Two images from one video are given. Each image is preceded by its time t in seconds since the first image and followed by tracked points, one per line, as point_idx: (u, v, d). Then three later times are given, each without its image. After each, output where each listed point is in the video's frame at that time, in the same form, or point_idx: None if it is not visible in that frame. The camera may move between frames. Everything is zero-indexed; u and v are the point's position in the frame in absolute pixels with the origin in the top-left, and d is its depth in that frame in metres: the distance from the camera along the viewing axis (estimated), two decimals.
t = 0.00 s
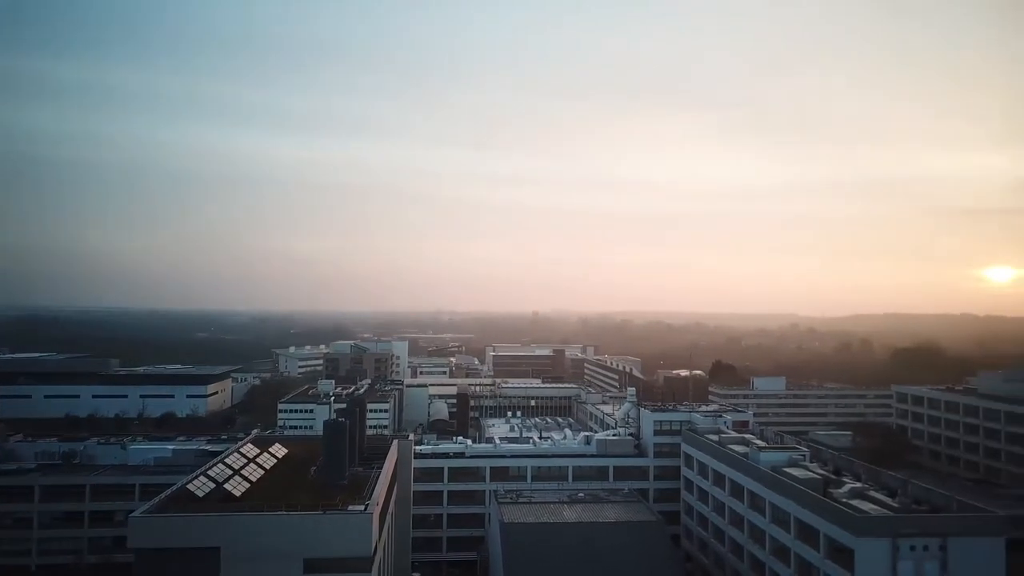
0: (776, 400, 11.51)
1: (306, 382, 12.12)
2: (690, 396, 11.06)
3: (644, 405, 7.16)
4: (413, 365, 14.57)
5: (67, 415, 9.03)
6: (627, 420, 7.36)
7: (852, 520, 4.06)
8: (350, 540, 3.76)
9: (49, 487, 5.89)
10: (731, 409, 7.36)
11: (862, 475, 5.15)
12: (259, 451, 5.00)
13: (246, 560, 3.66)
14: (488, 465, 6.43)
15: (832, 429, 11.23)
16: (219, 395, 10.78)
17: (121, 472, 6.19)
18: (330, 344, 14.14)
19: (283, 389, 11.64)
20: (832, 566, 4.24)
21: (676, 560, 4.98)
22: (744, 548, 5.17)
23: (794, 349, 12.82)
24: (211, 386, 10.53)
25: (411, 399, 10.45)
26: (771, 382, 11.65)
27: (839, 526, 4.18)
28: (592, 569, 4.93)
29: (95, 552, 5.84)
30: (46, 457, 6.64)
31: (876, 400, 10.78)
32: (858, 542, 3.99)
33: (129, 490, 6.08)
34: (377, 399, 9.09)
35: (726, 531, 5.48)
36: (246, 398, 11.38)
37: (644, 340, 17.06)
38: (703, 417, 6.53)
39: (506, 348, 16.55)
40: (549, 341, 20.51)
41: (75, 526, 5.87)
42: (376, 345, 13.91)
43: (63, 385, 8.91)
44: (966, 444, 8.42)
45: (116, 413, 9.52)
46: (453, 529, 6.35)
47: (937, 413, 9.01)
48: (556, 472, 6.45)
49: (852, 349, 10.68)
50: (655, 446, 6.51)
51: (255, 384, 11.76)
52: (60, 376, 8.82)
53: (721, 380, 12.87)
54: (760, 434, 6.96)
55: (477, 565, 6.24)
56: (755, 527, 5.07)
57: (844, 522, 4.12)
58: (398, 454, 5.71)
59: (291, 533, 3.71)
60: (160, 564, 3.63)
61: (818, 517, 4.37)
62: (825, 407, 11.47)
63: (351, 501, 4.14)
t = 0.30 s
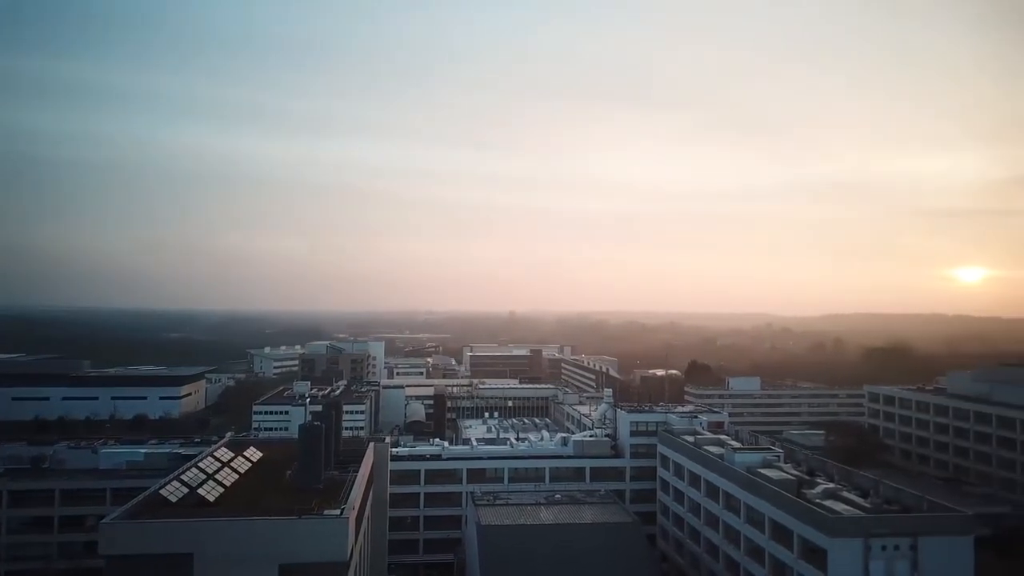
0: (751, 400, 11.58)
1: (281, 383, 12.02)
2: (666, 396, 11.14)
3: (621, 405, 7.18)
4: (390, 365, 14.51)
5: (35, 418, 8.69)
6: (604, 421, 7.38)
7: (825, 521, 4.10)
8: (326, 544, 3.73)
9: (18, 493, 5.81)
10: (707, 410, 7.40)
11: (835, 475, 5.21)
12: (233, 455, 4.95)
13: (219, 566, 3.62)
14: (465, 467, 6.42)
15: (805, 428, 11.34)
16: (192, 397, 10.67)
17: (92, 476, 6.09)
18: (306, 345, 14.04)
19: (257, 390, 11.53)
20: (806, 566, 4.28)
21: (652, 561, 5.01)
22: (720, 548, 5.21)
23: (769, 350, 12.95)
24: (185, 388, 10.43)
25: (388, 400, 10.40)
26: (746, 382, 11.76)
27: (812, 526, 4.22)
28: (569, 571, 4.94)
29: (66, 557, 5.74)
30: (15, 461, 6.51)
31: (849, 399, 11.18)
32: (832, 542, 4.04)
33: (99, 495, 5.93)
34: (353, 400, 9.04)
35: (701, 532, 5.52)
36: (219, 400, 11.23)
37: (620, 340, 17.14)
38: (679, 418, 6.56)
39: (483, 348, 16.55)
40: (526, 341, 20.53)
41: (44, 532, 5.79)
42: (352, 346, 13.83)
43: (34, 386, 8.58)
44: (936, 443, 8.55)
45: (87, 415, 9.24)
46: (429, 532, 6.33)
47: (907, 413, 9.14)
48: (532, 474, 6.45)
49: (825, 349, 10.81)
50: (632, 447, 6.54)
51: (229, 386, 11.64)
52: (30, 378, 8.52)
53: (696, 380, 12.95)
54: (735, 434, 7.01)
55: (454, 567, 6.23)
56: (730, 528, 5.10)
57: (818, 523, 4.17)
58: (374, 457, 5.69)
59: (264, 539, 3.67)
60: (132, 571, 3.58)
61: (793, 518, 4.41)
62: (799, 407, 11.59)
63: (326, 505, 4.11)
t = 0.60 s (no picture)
0: (726, 400, 11.67)
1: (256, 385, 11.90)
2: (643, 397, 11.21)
3: (597, 407, 7.21)
4: (366, 366, 14.44)
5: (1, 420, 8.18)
6: (581, 422, 7.39)
7: (798, 522, 4.14)
8: (301, 550, 3.71)
9: None
10: (683, 410, 7.45)
11: (809, 476, 5.27)
12: (207, 459, 4.90)
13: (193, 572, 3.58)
14: (442, 469, 6.40)
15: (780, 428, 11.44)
16: (165, 399, 10.46)
17: (63, 480, 6.00)
18: (282, 345, 13.94)
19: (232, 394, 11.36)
20: (780, 566, 4.32)
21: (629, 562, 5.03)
22: (695, 549, 5.24)
23: (744, 350, 13.07)
24: (158, 390, 10.21)
25: (364, 401, 10.35)
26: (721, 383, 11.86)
27: (785, 527, 4.26)
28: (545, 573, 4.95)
29: (34, 565, 5.58)
30: None
31: (822, 398, 11.39)
32: (804, 543, 4.08)
33: (70, 501, 5.90)
34: (329, 402, 8.99)
35: (677, 532, 5.55)
36: (193, 402, 11.01)
37: (598, 340, 17.21)
38: (655, 419, 6.59)
39: (460, 348, 16.53)
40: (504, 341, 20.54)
41: (13, 538, 5.67)
42: (329, 346, 13.75)
43: None
44: (907, 442, 8.68)
45: (57, 417, 8.80)
46: (406, 534, 6.31)
47: (879, 412, 9.25)
48: (509, 475, 6.46)
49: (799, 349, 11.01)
50: (608, 448, 6.57)
51: (204, 387, 11.48)
52: None
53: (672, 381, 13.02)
54: (710, 435, 7.05)
55: (430, 569, 6.22)
56: (706, 529, 5.14)
57: (791, 524, 4.21)
58: (350, 460, 5.67)
59: (239, 544, 3.64)
60: None
61: (767, 519, 4.45)
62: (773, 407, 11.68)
63: (302, 510, 4.08)
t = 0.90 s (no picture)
0: (700, 400, 11.74)
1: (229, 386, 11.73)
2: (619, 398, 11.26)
3: (574, 407, 7.22)
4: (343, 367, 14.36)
5: None
6: (557, 423, 7.41)
7: (771, 523, 4.18)
8: (276, 555, 3.67)
9: None
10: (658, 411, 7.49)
11: (782, 477, 5.32)
12: (180, 463, 4.84)
13: None
14: (418, 471, 6.39)
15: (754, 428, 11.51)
16: (137, 400, 9.98)
17: (31, 486, 5.88)
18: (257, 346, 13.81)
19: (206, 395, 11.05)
20: (753, 567, 4.36)
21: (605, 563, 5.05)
22: (671, 550, 5.27)
23: (720, 350, 13.19)
24: (130, 390, 9.73)
25: (340, 402, 10.28)
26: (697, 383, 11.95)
27: (759, 528, 4.30)
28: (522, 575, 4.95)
29: None
30: None
31: (795, 397, 11.48)
32: (777, 544, 4.12)
33: (39, 507, 5.79)
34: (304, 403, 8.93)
35: (653, 533, 5.58)
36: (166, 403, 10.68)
37: (574, 340, 17.26)
38: (631, 421, 6.62)
39: (437, 348, 16.50)
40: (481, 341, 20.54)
41: None
42: (305, 347, 13.65)
43: None
44: (878, 442, 8.79)
45: (25, 420, 8.52)
46: (382, 537, 6.29)
47: (852, 412, 9.33)
48: (486, 477, 6.46)
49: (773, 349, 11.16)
50: (584, 449, 6.58)
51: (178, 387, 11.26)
52: None
53: (648, 381, 13.08)
54: (685, 436, 7.09)
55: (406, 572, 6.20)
56: (681, 530, 5.17)
57: (764, 525, 4.25)
58: (326, 463, 5.64)
59: (212, 550, 3.60)
60: None
61: (741, 520, 4.48)
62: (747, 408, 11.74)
63: (276, 515, 4.05)
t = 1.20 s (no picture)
0: (675, 399, 11.76)
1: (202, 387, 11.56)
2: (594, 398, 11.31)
3: (550, 408, 7.23)
4: (317, 367, 14.26)
5: None
6: (533, 424, 7.41)
7: (745, 524, 4.22)
8: (248, 562, 3.64)
9: None
10: (634, 411, 7.51)
11: (756, 477, 5.37)
12: (151, 468, 4.78)
13: None
14: (393, 473, 6.36)
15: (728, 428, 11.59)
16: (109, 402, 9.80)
17: None
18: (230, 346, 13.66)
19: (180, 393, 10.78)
20: (727, 567, 4.39)
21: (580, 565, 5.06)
22: (646, 551, 5.30)
23: (694, 350, 13.28)
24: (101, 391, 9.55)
25: (314, 404, 10.21)
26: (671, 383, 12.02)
27: (733, 529, 4.34)
28: None
29: None
30: None
31: (768, 397, 11.57)
32: (751, 545, 4.15)
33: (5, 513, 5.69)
34: (278, 405, 8.85)
35: (628, 534, 5.60)
36: (136, 405, 10.40)
37: (550, 341, 17.28)
38: (607, 421, 6.64)
39: (413, 348, 16.44)
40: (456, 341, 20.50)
41: None
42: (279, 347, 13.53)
43: None
44: (850, 441, 8.89)
45: None
46: (356, 540, 6.25)
47: (824, 412, 9.41)
48: (461, 479, 6.44)
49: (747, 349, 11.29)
50: (560, 450, 6.60)
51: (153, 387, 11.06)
52: None
53: (623, 381, 13.12)
54: (661, 437, 7.12)
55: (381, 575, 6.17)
56: (656, 531, 5.20)
57: (737, 526, 4.28)
58: (300, 467, 5.61)
59: (183, 558, 3.55)
60: None
61: (715, 521, 4.51)
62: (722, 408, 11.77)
63: (249, 520, 4.01)
